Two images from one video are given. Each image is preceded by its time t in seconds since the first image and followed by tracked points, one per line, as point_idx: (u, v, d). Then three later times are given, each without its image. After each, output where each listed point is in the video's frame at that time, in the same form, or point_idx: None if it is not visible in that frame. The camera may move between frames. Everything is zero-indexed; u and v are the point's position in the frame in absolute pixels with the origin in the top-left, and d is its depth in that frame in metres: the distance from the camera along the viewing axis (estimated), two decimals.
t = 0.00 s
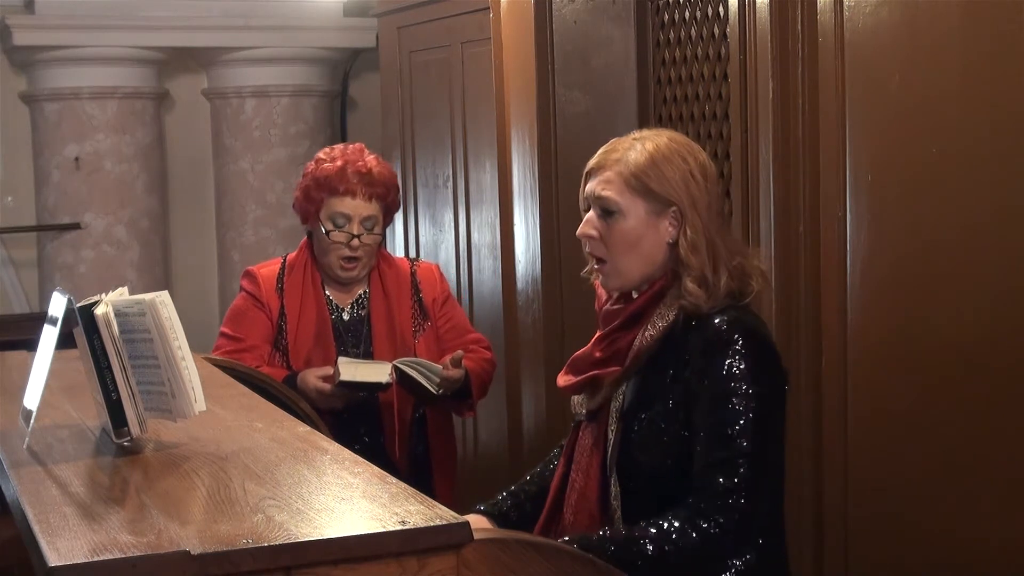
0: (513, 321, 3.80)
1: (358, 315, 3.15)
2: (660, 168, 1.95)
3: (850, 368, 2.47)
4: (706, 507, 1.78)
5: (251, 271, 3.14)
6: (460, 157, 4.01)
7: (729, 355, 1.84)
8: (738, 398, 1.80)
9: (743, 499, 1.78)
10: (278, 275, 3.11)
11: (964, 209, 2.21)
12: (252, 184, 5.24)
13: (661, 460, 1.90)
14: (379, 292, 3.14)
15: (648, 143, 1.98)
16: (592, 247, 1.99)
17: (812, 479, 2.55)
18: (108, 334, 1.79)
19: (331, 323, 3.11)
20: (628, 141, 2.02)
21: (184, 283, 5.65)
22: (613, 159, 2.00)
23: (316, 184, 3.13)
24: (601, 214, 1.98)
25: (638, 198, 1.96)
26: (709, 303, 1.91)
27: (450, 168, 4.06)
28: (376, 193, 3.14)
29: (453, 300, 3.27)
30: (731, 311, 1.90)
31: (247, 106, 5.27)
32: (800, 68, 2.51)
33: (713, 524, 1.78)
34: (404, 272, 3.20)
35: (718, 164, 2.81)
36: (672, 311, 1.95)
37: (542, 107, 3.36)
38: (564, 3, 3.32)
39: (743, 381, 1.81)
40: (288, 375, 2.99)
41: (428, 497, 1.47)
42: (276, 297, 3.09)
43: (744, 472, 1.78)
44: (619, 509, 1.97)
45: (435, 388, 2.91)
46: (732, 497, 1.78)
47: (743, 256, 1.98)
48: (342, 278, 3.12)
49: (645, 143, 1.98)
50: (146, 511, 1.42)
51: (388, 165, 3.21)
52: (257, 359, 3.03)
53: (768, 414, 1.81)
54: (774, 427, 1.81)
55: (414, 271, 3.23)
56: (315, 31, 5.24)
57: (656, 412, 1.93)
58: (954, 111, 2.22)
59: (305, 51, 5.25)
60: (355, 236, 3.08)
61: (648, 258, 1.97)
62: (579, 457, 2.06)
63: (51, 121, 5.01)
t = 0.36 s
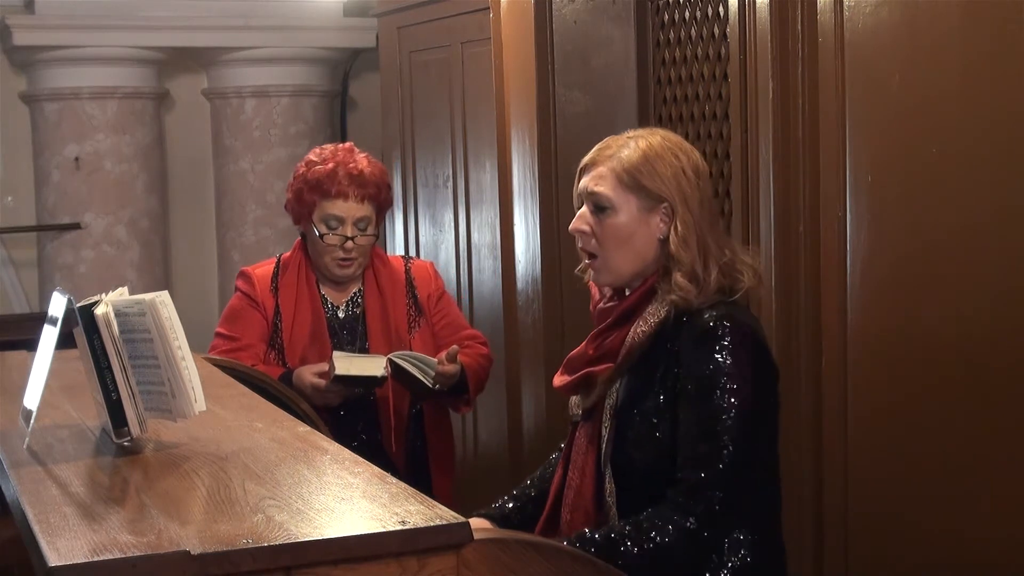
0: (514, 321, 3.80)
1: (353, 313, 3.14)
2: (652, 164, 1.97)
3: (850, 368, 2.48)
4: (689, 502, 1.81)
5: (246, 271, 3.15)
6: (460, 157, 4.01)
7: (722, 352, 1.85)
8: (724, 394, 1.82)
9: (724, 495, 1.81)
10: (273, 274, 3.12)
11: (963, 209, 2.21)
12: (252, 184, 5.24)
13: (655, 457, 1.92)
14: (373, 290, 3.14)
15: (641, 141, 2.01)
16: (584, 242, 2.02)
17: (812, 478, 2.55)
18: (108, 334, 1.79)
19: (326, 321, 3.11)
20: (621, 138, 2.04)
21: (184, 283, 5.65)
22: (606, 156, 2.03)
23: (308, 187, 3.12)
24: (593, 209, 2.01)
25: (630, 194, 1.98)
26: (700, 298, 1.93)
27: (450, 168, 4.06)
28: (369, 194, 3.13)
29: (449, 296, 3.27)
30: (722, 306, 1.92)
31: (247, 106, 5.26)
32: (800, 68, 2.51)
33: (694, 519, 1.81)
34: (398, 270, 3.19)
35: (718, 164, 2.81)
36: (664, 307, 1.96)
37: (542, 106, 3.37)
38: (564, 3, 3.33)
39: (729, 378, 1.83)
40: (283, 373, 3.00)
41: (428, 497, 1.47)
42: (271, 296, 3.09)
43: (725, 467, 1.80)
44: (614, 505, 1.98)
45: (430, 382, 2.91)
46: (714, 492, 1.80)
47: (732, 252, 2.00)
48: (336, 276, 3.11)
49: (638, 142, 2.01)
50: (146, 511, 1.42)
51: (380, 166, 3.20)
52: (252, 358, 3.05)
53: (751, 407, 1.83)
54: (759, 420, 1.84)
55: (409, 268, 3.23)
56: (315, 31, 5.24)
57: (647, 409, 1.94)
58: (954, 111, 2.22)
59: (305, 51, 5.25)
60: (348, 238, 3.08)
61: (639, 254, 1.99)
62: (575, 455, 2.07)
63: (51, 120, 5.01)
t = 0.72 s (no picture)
0: (514, 321, 3.80)
1: (350, 312, 3.14)
2: (664, 154, 1.99)
3: (850, 368, 2.48)
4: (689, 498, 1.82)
5: (242, 270, 3.15)
6: (460, 157, 4.01)
7: (724, 348, 1.84)
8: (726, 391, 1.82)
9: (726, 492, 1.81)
10: (269, 273, 3.12)
11: (963, 209, 2.21)
12: (252, 184, 5.24)
13: (657, 455, 1.92)
14: (369, 288, 3.14)
15: (659, 135, 2.03)
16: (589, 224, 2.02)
17: (813, 478, 2.55)
18: (108, 334, 1.79)
19: (323, 319, 3.11)
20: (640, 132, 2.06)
21: (184, 283, 5.65)
22: (622, 145, 2.05)
23: (305, 186, 3.12)
24: (602, 193, 2.02)
25: (638, 181, 1.99)
26: (699, 288, 1.92)
27: (450, 168, 4.06)
28: (364, 192, 3.12)
29: (445, 294, 3.29)
30: (724, 301, 1.91)
31: (247, 105, 5.27)
32: (800, 68, 2.51)
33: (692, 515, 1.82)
34: (394, 269, 3.20)
35: (718, 164, 2.81)
36: (670, 302, 1.93)
37: (542, 106, 3.35)
38: (564, 3, 3.32)
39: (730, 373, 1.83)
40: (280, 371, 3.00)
41: (428, 497, 1.47)
42: (268, 295, 3.09)
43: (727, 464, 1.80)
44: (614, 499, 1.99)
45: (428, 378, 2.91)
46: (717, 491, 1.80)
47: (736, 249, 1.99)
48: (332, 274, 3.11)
49: (656, 135, 2.03)
50: (146, 511, 1.42)
51: (376, 165, 3.19)
52: (251, 358, 3.06)
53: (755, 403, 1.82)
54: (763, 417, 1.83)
55: (405, 267, 3.24)
56: (315, 31, 5.24)
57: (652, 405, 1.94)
58: (954, 111, 2.22)
59: (305, 51, 5.25)
60: (344, 237, 3.08)
61: (641, 240, 2.00)
62: (576, 449, 2.07)
63: (51, 120, 5.01)
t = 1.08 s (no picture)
0: (514, 321, 3.80)
1: (349, 311, 3.14)
2: (710, 154, 1.98)
3: (850, 368, 2.48)
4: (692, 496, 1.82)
5: (240, 271, 3.14)
6: (460, 157, 4.01)
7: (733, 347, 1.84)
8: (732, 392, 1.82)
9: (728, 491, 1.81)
10: (268, 274, 3.12)
11: (964, 208, 2.21)
12: (252, 184, 5.24)
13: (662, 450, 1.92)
14: (368, 287, 3.15)
15: (708, 134, 2.03)
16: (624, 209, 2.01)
17: (813, 478, 2.55)
18: (108, 334, 1.79)
19: (322, 320, 3.11)
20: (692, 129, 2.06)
21: (184, 282, 5.65)
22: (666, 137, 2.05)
23: (302, 182, 3.14)
24: (640, 180, 2.02)
25: (678, 172, 1.99)
26: (728, 286, 1.91)
27: (450, 168, 4.06)
28: (362, 188, 3.15)
29: (444, 295, 3.29)
30: (746, 298, 1.89)
31: (247, 106, 5.26)
32: (800, 68, 2.51)
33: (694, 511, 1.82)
34: (393, 269, 3.21)
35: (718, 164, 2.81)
36: (690, 293, 1.91)
37: (542, 106, 3.35)
38: (564, 3, 3.33)
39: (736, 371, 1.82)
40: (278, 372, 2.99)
41: (428, 497, 1.47)
42: (267, 295, 3.09)
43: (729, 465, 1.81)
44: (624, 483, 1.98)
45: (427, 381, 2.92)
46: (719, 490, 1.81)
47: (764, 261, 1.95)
48: (329, 271, 3.12)
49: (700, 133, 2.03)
50: (146, 511, 1.42)
51: (374, 163, 3.23)
52: (250, 358, 3.04)
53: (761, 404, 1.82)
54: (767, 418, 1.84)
55: (404, 267, 3.25)
56: (315, 31, 5.24)
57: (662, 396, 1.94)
58: (954, 111, 2.22)
59: (305, 51, 5.25)
60: (343, 231, 3.09)
61: (672, 231, 1.98)
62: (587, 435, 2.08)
63: (51, 121, 5.01)
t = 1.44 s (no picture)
0: (514, 321, 3.80)
1: (350, 309, 3.14)
2: (683, 167, 1.95)
3: (850, 369, 2.48)
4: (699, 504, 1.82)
5: (242, 268, 3.14)
6: (460, 157, 4.01)
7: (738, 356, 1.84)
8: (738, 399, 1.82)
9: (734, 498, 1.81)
10: (270, 272, 3.12)
11: (964, 208, 2.21)
12: (252, 184, 5.24)
13: (666, 456, 1.92)
14: (369, 285, 3.15)
15: (678, 141, 1.99)
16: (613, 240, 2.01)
17: (813, 478, 2.55)
18: (108, 334, 1.79)
19: (323, 319, 3.10)
20: (661, 140, 2.03)
21: (184, 282, 5.65)
22: (640, 156, 2.02)
23: (303, 178, 3.15)
24: (622, 209, 2.00)
25: (658, 197, 1.97)
26: (724, 304, 1.91)
27: (450, 168, 4.06)
28: (365, 181, 3.17)
29: (444, 294, 3.29)
30: (742, 311, 1.90)
31: (247, 106, 5.26)
32: (800, 68, 2.51)
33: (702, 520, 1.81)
34: (394, 267, 3.21)
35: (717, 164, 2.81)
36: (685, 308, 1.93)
37: (542, 106, 3.37)
38: (564, 3, 3.33)
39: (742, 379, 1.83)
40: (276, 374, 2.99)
41: (428, 497, 1.47)
42: (268, 294, 3.09)
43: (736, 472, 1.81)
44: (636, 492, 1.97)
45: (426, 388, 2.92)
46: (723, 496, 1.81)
47: (764, 264, 1.97)
48: (332, 266, 3.12)
49: (673, 144, 1.99)
50: (146, 511, 1.42)
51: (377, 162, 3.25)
52: (249, 356, 3.04)
53: (768, 412, 1.82)
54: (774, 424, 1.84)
55: (404, 265, 3.25)
56: (315, 31, 5.24)
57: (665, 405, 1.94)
58: (954, 111, 2.22)
59: (305, 51, 5.25)
60: (346, 223, 3.10)
61: (663, 255, 1.98)
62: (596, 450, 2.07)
63: (51, 121, 5.01)
